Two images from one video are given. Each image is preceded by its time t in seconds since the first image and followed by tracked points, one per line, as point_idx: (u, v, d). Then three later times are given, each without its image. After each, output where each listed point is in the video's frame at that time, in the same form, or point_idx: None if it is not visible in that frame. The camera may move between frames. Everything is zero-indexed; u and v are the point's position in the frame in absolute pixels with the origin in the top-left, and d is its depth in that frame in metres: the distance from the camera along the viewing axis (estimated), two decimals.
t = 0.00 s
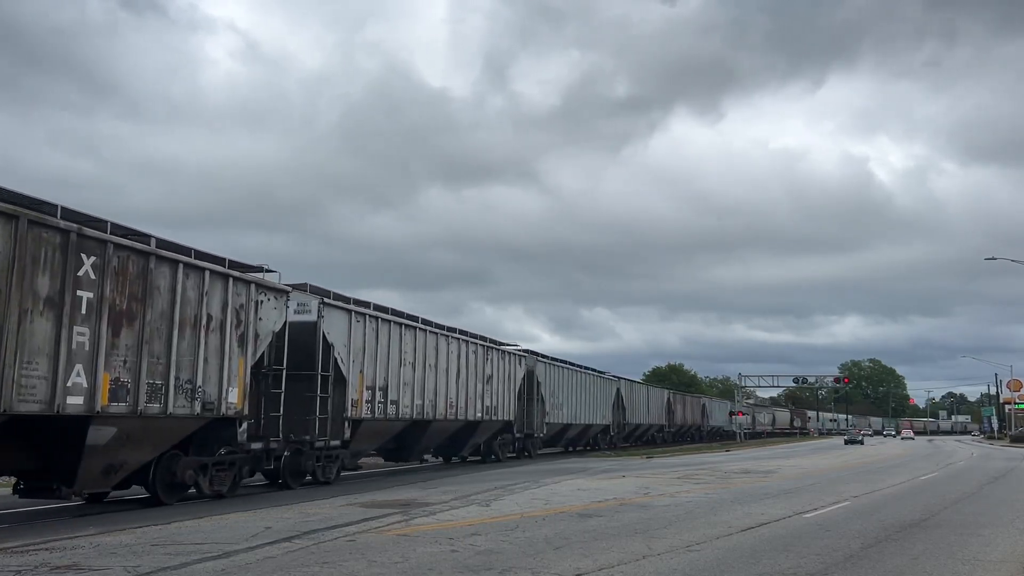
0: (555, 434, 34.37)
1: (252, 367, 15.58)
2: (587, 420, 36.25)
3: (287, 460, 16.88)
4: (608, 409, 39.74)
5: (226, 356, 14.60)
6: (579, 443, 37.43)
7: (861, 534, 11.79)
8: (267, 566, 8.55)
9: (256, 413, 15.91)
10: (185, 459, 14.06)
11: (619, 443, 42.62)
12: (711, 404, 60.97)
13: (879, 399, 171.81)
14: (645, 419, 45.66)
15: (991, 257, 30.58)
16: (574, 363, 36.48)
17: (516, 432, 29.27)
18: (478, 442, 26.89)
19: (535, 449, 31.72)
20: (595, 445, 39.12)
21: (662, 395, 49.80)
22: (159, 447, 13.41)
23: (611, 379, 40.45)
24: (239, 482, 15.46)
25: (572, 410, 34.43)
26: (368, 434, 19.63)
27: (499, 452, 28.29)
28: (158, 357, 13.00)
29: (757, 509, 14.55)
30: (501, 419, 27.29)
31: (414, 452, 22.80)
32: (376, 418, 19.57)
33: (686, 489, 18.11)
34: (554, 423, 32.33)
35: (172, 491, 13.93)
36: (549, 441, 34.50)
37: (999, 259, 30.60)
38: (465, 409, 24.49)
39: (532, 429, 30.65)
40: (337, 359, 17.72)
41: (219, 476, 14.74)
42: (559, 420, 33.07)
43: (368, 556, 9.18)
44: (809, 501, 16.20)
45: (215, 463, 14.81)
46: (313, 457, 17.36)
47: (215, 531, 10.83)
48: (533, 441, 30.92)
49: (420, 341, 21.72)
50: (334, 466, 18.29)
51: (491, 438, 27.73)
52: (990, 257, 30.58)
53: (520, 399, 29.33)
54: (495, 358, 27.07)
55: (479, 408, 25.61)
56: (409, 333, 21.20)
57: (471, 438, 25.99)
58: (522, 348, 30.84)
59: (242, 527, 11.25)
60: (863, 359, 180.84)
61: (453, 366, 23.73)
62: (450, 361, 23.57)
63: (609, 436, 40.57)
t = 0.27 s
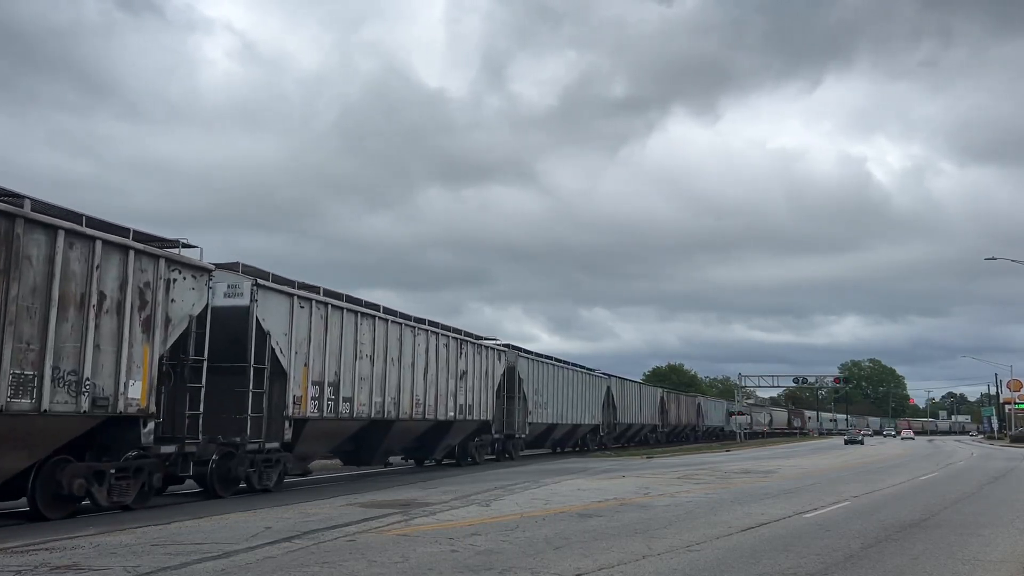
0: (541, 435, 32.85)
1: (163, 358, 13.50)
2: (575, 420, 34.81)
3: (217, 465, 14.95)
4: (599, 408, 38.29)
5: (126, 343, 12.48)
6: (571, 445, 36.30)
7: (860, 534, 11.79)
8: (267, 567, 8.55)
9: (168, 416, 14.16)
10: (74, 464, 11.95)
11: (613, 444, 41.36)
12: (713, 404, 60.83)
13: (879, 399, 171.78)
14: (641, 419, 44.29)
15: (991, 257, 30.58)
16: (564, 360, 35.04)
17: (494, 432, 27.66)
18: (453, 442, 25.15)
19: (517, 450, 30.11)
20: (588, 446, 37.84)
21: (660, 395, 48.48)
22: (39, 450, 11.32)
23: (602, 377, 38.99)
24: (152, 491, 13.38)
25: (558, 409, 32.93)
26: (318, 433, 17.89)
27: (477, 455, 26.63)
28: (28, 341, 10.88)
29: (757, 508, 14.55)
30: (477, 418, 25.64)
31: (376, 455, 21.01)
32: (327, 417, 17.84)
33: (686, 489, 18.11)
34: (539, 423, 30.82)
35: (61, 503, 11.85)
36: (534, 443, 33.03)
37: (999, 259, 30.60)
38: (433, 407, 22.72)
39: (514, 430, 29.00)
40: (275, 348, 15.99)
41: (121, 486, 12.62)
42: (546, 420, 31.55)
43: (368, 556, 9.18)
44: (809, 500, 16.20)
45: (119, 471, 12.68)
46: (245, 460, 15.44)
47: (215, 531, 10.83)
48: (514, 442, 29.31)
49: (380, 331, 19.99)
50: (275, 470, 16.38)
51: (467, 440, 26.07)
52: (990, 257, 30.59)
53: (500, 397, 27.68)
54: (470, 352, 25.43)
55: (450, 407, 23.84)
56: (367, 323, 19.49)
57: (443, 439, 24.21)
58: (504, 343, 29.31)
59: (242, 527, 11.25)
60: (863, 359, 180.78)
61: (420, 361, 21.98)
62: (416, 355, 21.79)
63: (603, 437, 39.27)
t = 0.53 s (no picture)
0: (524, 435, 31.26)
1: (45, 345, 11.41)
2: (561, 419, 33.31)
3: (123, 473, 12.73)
4: (586, 407, 36.81)
5: None
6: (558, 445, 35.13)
7: (861, 534, 11.79)
8: (267, 567, 8.55)
9: (31, 409, 12.19)
10: None
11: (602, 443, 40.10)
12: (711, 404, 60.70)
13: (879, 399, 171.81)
14: (632, 418, 42.94)
15: (991, 257, 30.59)
16: (549, 356, 33.62)
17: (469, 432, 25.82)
18: (422, 443, 23.09)
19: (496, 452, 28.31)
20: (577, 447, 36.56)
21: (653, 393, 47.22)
22: None
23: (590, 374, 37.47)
24: (28, 506, 11.14)
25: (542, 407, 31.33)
26: (254, 433, 15.74)
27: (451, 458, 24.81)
28: None
29: (757, 509, 14.54)
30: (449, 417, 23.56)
31: (331, 458, 18.87)
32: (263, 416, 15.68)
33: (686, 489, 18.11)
34: (520, 423, 29.18)
35: None
36: (517, 444, 31.42)
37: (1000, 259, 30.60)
38: (396, 405, 20.59)
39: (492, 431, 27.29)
40: (190, 335, 13.81)
41: None
42: (527, 419, 29.94)
43: (368, 556, 9.18)
44: (809, 501, 16.20)
45: None
46: (155, 465, 13.27)
47: (215, 531, 10.83)
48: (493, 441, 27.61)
49: (331, 320, 17.89)
50: (197, 476, 14.23)
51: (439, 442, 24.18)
52: (990, 257, 30.60)
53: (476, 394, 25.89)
54: (442, 345, 23.35)
55: (418, 404, 21.71)
56: (316, 310, 17.38)
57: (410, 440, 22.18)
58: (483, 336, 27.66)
59: (242, 527, 11.25)
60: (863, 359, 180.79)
61: (381, 354, 19.82)
62: (376, 347, 19.61)
63: (591, 437, 37.98)
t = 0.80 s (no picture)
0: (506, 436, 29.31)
1: None
2: (546, 419, 31.54)
3: None
4: (575, 406, 35.10)
5: None
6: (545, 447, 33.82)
7: (861, 534, 11.79)
8: (267, 566, 8.55)
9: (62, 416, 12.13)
10: None
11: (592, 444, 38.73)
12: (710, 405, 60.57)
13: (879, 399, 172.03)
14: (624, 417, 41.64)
15: (990, 257, 30.60)
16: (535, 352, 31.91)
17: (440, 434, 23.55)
18: (386, 447, 20.74)
19: (472, 455, 25.92)
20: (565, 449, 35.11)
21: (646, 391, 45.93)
22: None
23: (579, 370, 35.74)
24: None
25: (525, 406, 29.44)
26: (168, 436, 13.23)
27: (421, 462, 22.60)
28: None
29: (757, 509, 14.54)
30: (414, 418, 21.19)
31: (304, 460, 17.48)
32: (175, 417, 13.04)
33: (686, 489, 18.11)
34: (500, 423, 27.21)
35: None
36: (499, 446, 29.46)
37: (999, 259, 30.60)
38: (352, 403, 18.21)
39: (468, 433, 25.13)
40: (76, 316, 11.24)
41: None
42: (508, 419, 27.83)
43: (368, 556, 9.18)
44: (809, 501, 16.19)
45: None
46: (29, 473, 10.95)
47: (215, 531, 10.82)
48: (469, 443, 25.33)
49: (269, 306, 15.36)
50: (90, 485, 11.99)
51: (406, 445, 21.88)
52: (990, 256, 30.60)
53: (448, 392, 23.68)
54: (407, 337, 20.96)
55: (378, 403, 19.31)
56: (251, 293, 14.83)
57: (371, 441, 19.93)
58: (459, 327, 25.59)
59: (242, 527, 11.24)
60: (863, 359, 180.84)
61: (331, 345, 17.43)
62: (325, 337, 17.24)
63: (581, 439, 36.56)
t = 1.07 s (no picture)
0: (485, 436, 27.63)
1: None
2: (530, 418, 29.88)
3: None
4: (562, 404, 33.41)
5: None
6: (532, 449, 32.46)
7: (861, 534, 11.79)
8: (267, 566, 8.55)
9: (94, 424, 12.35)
10: None
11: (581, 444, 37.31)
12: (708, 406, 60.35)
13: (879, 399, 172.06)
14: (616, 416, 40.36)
15: (990, 257, 30.60)
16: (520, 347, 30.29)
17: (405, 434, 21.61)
18: (339, 450, 18.69)
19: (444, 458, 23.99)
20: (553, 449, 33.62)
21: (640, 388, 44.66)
22: None
23: (567, 366, 34.08)
24: None
25: (507, 405, 27.71)
26: (47, 438, 10.94)
27: (382, 466, 20.56)
28: None
29: (757, 509, 14.53)
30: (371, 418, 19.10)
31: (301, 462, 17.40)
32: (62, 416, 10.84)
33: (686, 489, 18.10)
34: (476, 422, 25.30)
35: None
36: (477, 446, 27.77)
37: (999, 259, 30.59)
38: (295, 399, 16.04)
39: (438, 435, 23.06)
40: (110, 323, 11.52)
41: None
42: (486, 418, 26.02)
43: (368, 556, 9.18)
44: (809, 501, 16.18)
45: None
46: None
47: (215, 531, 10.82)
48: (440, 444, 23.40)
49: (184, 286, 13.00)
50: None
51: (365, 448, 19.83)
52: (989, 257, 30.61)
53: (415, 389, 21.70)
54: (363, 329, 18.86)
55: (328, 401, 17.20)
56: (217, 284, 13.82)
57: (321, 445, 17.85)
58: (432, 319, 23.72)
59: (242, 527, 11.24)
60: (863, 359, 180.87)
61: (269, 335, 15.23)
62: (262, 325, 15.02)
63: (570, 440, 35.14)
